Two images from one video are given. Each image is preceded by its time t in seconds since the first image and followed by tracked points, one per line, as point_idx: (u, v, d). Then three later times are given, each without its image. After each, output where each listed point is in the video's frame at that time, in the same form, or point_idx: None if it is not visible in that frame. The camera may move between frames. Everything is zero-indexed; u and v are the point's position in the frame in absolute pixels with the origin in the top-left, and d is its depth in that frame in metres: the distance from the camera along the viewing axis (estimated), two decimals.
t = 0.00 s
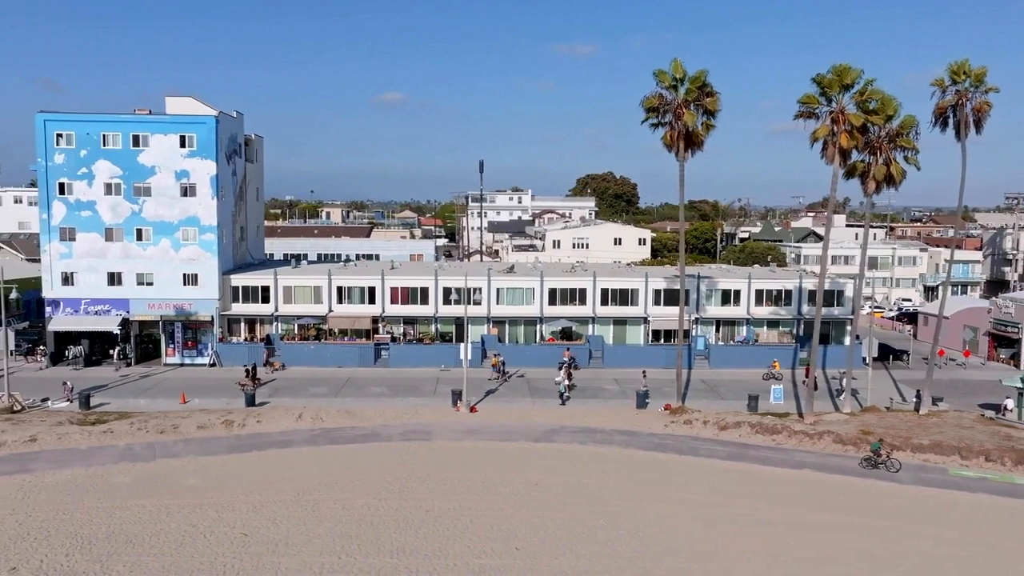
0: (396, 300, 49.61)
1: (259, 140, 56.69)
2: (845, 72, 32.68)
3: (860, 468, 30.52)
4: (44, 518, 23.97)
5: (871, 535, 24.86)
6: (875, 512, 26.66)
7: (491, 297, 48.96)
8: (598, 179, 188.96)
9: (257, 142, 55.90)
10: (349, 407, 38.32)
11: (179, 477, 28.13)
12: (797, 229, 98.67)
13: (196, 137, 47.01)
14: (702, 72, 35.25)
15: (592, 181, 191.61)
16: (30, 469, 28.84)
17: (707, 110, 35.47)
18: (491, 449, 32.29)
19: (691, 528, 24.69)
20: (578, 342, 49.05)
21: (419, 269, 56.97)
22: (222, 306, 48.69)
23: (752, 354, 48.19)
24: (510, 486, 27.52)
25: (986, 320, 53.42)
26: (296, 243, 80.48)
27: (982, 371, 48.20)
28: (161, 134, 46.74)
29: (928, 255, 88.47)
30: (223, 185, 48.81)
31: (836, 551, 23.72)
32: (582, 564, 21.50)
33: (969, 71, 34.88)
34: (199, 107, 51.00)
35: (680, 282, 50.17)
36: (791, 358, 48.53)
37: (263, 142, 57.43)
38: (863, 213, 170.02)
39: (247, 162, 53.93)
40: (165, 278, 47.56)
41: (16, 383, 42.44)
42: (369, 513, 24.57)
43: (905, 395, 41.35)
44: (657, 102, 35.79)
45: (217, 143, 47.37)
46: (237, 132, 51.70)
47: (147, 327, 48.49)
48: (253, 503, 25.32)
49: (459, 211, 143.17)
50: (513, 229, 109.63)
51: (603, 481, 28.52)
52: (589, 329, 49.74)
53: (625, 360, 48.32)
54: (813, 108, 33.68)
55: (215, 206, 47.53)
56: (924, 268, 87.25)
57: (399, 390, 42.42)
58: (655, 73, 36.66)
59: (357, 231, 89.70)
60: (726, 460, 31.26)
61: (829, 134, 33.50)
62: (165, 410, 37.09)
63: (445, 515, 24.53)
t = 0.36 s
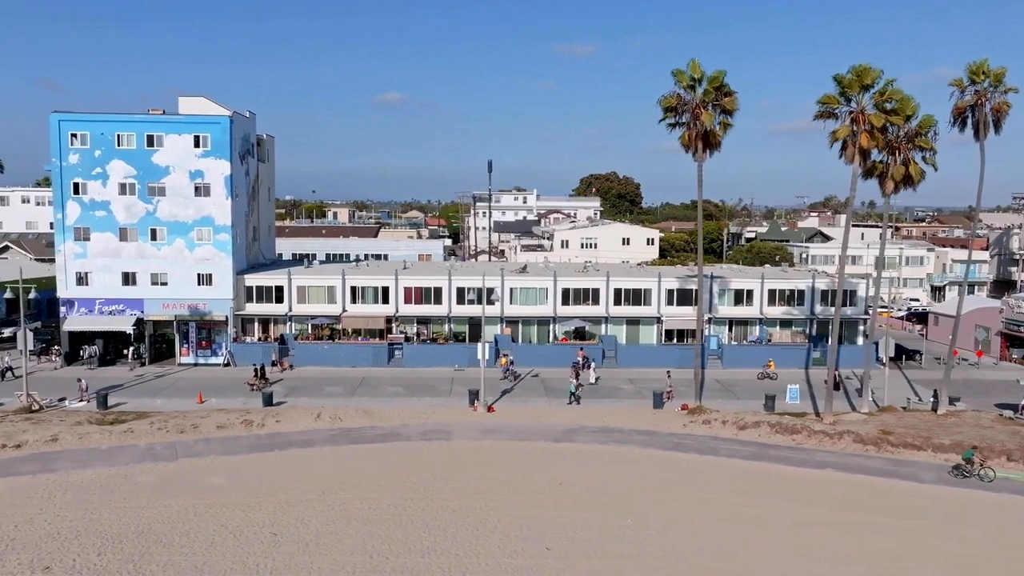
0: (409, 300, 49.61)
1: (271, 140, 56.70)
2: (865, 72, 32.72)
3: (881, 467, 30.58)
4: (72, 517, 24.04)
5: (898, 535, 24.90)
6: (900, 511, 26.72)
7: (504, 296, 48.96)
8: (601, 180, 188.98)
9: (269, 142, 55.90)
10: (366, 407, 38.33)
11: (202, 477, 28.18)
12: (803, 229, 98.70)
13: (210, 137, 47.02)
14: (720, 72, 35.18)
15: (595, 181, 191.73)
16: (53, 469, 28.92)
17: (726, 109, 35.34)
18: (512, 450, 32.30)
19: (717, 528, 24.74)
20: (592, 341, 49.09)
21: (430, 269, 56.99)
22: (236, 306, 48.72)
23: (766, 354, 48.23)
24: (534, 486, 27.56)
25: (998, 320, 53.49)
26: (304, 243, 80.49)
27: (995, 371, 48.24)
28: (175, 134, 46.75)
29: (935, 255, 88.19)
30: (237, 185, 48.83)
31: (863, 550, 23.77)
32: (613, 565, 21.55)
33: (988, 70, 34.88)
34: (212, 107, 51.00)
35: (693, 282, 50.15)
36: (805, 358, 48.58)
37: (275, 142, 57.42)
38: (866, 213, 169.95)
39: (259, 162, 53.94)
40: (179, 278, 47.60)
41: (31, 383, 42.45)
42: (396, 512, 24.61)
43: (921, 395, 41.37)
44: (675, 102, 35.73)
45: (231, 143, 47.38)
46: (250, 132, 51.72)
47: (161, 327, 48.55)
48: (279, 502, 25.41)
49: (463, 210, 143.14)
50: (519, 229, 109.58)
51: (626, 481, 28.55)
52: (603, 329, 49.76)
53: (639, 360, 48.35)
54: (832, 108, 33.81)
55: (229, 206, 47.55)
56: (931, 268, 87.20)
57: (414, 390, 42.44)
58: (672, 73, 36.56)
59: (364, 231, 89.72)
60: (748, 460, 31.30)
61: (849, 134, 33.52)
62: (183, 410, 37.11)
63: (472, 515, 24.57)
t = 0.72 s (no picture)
0: (422, 300, 49.64)
1: (282, 140, 56.74)
2: (883, 72, 32.81)
3: (900, 467, 30.62)
4: (98, 517, 24.07)
5: (921, 533, 24.95)
6: (921, 511, 26.76)
7: (517, 296, 48.99)
8: (605, 180, 188.98)
9: (280, 142, 55.92)
10: (382, 407, 38.35)
11: (224, 477, 28.23)
12: (809, 229, 98.71)
13: (223, 137, 47.05)
14: (737, 72, 35.05)
15: (599, 181, 191.86)
16: (75, 468, 28.94)
17: (742, 109, 35.18)
18: (531, 450, 32.34)
19: (740, 528, 24.79)
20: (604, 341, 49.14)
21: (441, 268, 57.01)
22: (249, 306, 48.75)
23: (778, 354, 48.26)
24: (556, 486, 27.61)
25: (1009, 320, 53.48)
26: (312, 243, 80.50)
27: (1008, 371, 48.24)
28: (188, 134, 46.79)
29: (942, 255, 88.22)
30: (249, 185, 48.87)
31: (887, 549, 23.82)
32: (640, 565, 21.60)
33: (1006, 70, 34.90)
34: (224, 107, 51.04)
35: (705, 282, 50.09)
36: (817, 358, 48.61)
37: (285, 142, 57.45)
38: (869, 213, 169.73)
39: (270, 162, 53.99)
40: (192, 278, 47.65)
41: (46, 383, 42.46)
42: (420, 512, 24.65)
43: (936, 395, 41.40)
44: (692, 102, 35.62)
45: (244, 143, 47.42)
46: (262, 132, 51.75)
47: (173, 327, 48.60)
48: (303, 501, 25.45)
49: (468, 211, 143.25)
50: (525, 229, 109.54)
51: (647, 481, 28.61)
52: (615, 329, 49.78)
53: (651, 359, 48.37)
54: (851, 108, 33.89)
55: (242, 206, 47.59)
56: (939, 268, 87.32)
57: (429, 390, 42.48)
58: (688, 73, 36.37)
59: (371, 231, 89.77)
60: (766, 460, 31.35)
61: (868, 134, 33.56)
62: (199, 409, 37.11)
63: (497, 514, 24.62)
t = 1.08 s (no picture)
0: (436, 300, 49.67)
1: (294, 140, 56.78)
2: (904, 72, 32.85)
3: (921, 467, 30.69)
4: (128, 516, 24.11)
5: (947, 533, 25.02)
6: (945, 511, 26.82)
7: (531, 296, 48.99)
8: (608, 179, 188.91)
9: (293, 142, 55.97)
10: (400, 406, 38.39)
11: (248, 477, 28.28)
12: (816, 229, 98.69)
13: (238, 137, 47.08)
14: (756, 72, 34.79)
15: (603, 181, 191.88)
16: (99, 468, 28.94)
17: (761, 109, 34.92)
18: (552, 451, 32.40)
19: (767, 531, 24.95)
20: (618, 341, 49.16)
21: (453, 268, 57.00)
22: (264, 305, 48.79)
23: (792, 354, 48.31)
24: (580, 490, 27.62)
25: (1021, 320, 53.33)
26: (321, 242, 80.54)
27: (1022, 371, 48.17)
28: (203, 134, 46.84)
29: (949, 254, 87.74)
30: (264, 185, 48.91)
31: (914, 549, 23.88)
32: (672, 567, 21.64)
33: None
34: (238, 107, 51.09)
35: (718, 282, 50.03)
36: (831, 358, 48.67)
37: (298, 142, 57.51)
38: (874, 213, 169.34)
39: (283, 162, 54.03)
40: (207, 278, 47.70)
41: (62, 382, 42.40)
42: (448, 514, 24.68)
43: (953, 395, 41.43)
44: (710, 103, 35.38)
45: (260, 143, 47.45)
46: (276, 132, 51.81)
47: (188, 326, 48.66)
48: (331, 502, 25.52)
49: (473, 210, 143.25)
50: (531, 229, 109.42)
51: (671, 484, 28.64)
52: (629, 329, 49.78)
53: (664, 360, 48.38)
54: (871, 109, 33.89)
55: (257, 206, 47.62)
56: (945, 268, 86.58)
57: (445, 390, 42.52)
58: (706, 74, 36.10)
59: (379, 231, 89.74)
60: (788, 460, 31.41)
61: (889, 134, 33.55)
62: (218, 409, 37.12)
63: (525, 516, 24.64)
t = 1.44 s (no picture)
0: (450, 300, 49.67)
1: (307, 141, 56.78)
2: (925, 73, 32.78)
3: (944, 467, 30.71)
4: (157, 516, 24.15)
5: (974, 534, 25.06)
6: (971, 511, 26.86)
7: (546, 297, 48.97)
8: (612, 179, 188.98)
9: (305, 142, 55.99)
10: (418, 407, 38.39)
11: (273, 478, 28.31)
12: (823, 229, 98.76)
13: (253, 137, 47.08)
14: (775, 72, 34.45)
15: (606, 181, 192.03)
16: (123, 468, 28.97)
17: (780, 109, 34.51)
18: (574, 452, 32.44)
19: (794, 533, 25.01)
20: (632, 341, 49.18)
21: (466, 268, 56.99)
22: (279, 306, 48.81)
23: (806, 354, 48.32)
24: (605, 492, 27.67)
25: None
26: (329, 242, 80.58)
27: None
28: (218, 134, 46.85)
29: (957, 255, 87.64)
30: (279, 185, 48.93)
31: (943, 550, 23.92)
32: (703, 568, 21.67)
33: None
34: (251, 107, 51.07)
35: (732, 282, 49.97)
36: (845, 358, 48.70)
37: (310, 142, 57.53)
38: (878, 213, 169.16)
39: (296, 163, 54.06)
40: (222, 278, 47.74)
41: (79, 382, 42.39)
42: (476, 515, 24.71)
43: (970, 395, 41.43)
44: (730, 103, 35.15)
45: (274, 143, 47.46)
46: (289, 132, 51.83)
47: (203, 327, 48.69)
48: (359, 504, 25.58)
49: (478, 211, 143.33)
50: (538, 229, 109.47)
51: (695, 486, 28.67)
52: (643, 329, 49.79)
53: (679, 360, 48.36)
54: (892, 109, 33.80)
55: (272, 206, 47.64)
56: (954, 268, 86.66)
57: (462, 390, 42.54)
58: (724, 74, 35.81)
59: (387, 232, 89.78)
60: (810, 461, 31.44)
61: (910, 134, 33.47)
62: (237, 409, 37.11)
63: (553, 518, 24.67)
